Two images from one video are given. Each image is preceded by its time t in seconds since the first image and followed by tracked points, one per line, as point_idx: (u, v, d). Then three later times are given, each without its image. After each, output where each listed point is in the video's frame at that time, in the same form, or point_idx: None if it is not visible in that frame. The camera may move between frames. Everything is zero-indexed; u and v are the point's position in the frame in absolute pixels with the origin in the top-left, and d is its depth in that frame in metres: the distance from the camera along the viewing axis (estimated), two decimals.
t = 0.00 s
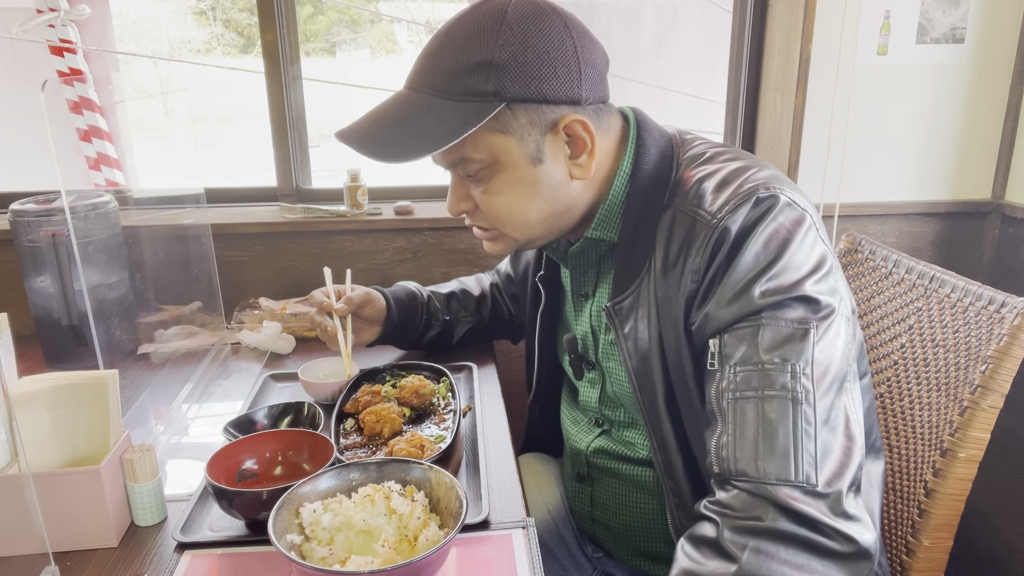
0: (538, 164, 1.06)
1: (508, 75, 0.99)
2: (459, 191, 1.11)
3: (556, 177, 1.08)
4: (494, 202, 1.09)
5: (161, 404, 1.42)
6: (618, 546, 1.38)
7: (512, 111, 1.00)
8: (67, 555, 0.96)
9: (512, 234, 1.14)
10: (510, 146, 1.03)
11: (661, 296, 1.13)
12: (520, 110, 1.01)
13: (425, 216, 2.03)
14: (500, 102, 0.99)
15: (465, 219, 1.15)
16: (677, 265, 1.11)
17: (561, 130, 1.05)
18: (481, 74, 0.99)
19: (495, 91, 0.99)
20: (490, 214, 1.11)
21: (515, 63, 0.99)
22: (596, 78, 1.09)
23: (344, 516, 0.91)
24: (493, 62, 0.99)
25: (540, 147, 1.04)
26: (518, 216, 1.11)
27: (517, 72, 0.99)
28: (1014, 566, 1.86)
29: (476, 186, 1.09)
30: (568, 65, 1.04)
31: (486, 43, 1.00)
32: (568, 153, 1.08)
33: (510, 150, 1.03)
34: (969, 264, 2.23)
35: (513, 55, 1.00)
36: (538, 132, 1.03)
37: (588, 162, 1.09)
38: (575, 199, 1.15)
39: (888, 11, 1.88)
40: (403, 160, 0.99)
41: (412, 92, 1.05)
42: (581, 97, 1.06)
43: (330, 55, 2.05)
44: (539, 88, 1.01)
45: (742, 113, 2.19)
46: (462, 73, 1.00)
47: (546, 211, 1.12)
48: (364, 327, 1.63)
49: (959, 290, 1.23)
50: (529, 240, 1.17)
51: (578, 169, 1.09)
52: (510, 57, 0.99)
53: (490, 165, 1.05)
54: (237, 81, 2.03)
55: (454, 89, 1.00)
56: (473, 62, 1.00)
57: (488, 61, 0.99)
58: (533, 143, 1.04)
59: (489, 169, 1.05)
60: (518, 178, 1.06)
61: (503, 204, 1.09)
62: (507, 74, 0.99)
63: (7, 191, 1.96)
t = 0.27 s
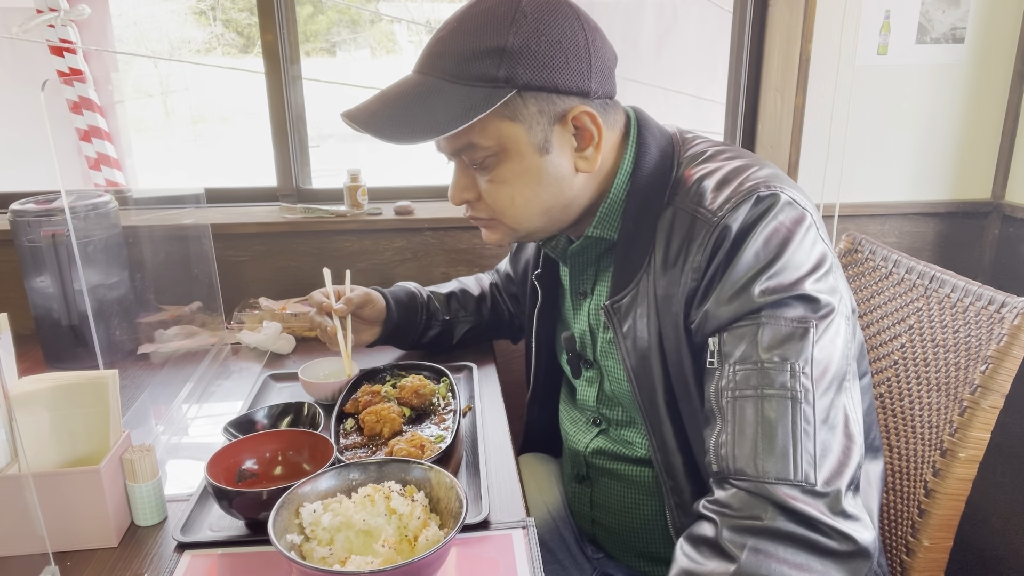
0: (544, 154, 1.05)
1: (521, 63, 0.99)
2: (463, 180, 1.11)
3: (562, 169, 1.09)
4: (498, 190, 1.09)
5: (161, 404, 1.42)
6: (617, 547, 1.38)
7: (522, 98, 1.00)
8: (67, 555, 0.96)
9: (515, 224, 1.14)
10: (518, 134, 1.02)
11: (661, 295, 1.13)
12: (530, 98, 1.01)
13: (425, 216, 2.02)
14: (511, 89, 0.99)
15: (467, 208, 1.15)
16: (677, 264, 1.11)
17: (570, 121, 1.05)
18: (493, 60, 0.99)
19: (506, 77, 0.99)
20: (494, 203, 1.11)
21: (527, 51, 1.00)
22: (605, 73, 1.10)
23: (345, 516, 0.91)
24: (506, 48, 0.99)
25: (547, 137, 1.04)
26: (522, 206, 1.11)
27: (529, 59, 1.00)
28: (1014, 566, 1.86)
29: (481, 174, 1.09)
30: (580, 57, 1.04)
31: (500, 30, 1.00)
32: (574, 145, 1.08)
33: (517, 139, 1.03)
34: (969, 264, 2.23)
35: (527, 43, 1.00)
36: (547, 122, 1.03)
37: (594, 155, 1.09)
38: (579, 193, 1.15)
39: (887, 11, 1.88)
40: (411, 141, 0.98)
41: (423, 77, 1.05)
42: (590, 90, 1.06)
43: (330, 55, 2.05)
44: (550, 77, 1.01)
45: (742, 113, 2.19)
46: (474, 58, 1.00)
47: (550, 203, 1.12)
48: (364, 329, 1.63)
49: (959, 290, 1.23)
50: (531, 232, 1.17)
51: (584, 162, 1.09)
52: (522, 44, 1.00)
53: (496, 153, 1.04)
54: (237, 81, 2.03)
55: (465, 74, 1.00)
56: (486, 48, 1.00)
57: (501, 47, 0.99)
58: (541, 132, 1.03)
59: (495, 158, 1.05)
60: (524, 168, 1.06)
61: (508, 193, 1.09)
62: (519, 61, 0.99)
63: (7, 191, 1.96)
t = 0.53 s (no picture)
0: (546, 153, 1.06)
1: (523, 61, 1.00)
2: (465, 179, 1.11)
3: (563, 168, 1.09)
4: (499, 189, 1.09)
5: (162, 404, 1.42)
6: (618, 547, 1.38)
7: (525, 97, 1.00)
8: (67, 555, 0.96)
9: (517, 224, 1.14)
10: (521, 133, 1.02)
11: (662, 295, 1.13)
12: (533, 97, 1.01)
13: (425, 216, 2.02)
14: (514, 88, 0.99)
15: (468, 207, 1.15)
16: (677, 264, 1.11)
17: (571, 121, 1.05)
18: (496, 58, 0.99)
19: (509, 76, 0.99)
20: (495, 202, 1.11)
21: (530, 49, 1.00)
22: (606, 71, 1.10)
23: (344, 516, 0.91)
24: (509, 47, 0.99)
25: (549, 136, 1.04)
26: (523, 205, 1.10)
27: (531, 58, 1.00)
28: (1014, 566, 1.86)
29: (482, 173, 1.09)
30: (582, 56, 1.05)
31: (503, 28, 1.00)
32: (575, 144, 1.08)
33: (520, 138, 1.03)
34: (969, 264, 2.23)
35: (530, 42, 1.00)
36: (549, 120, 1.03)
37: (595, 155, 1.09)
38: (580, 193, 1.15)
39: (887, 11, 1.88)
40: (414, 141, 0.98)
41: (424, 75, 1.04)
42: (592, 88, 1.06)
43: (331, 55, 2.05)
44: (552, 75, 1.01)
45: (742, 113, 2.19)
46: (477, 56, 1.00)
47: (552, 203, 1.12)
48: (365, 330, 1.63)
49: (959, 290, 1.23)
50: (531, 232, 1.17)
51: (585, 162, 1.09)
52: (525, 43, 1.00)
53: (498, 152, 1.04)
54: (237, 81, 2.04)
55: (468, 72, 1.00)
56: (488, 46, 1.00)
57: (504, 46, 0.99)
58: (543, 131, 1.04)
59: (497, 156, 1.05)
60: (525, 168, 1.06)
61: (510, 192, 1.09)
62: (522, 59, 1.00)
63: (7, 191, 1.96)
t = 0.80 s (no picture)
0: (570, 143, 1.05)
1: (547, 48, 1.00)
2: (485, 177, 1.07)
3: (585, 157, 1.09)
4: (524, 184, 1.06)
5: (162, 404, 1.42)
6: (618, 547, 1.38)
7: (551, 84, 1.00)
8: (67, 555, 0.96)
9: (539, 218, 1.11)
10: (547, 122, 1.01)
11: (663, 296, 1.13)
12: (557, 83, 1.01)
13: (425, 216, 2.02)
14: (541, 73, 0.99)
15: (485, 210, 1.11)
16: (679, 265, 1.11)
17: (591, 109, 1.07)
18: (520, 46, 1.00)
19: (535, 62, 0.99)
20: (518, 196, 1.08)
21: (552, 37, 1.01)
22: (616, 66, 1.12)
23: (344, 516, 0.91)
24: (532, 34, 1.00)
25: (572, 125, 1.05)
26: (548, 197, 1.08)
27: (555, 45, 1.01)
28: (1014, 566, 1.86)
29: (505, 170, 1.06)
30: (597, 47, 1.07)
31: (523, 18, 1.01)
32: (593, 135, 1.10)
33: (547, 127, 1.02)
34: (969, 264, 2.23)
35: (551, 30, 1.01)
36: (572, 108, 1.04)
37: (612, 143, 1.11)
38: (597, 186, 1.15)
39: (887, 11, 1.88)
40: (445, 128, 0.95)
41: (444, 67, 1.03)
42: (608, 78, 1.08)
43: (331, 55, 2.05)
44: (575, 62, 1.02)
45: (742, 113, 2.19)
46: (500, 45, 1.00)
47: (575, 194, 1.11)
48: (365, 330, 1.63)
49: (958, 290, 1.23)
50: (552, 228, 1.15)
51: (603, 152, 1.12)
52: (548, 30, 1.01)
53: (524, 144, 1.02)
54: (237, 81, 2.04)
55: (492, 61, 1.00)
56: (511, 35, 1.00)
57: (527, 34, 1.00)
58: (567, 119, 1.03)
59: (523, 147, 1.03)
60: (551, 157, 1.04)
61: (535, 187, 1.06)
62: (546, 47, 1.00)
63: (7, 191, 1.96)
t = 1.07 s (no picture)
0: (579, 139, 1.05)
1: (560, 44, 1.01)
2: (491, 172, 1.07)
3: (594, 155, 1.09)
4: (532, 179, 1.06)
5: (162, 404, 1.42)
6: (618, 547, 1.38)
7: (562, 80, 1.01)
8: (67, 555, 0.96)
9: (545, 214, 1.11)
10: (557, 118, 1.01)
11: (664, 296, 1.13)
12: (569, 80, 1.02)
13: (425, 216, 2.02)
14: (553, 69, 1.00)
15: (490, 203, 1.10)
16: (680, 265, 1.11)
17: (600, 108, 1.07)
18: (533, 41, 1.00)
19: (547, 58, 0.99)
20: (526, 192, 1.07)
21: (565, 33, 1.02)
22: (624, 65, 1.13)
23: (344, 516, 0.91)
24: (544, 30, 1.01)
25: (581, 122, 1.05)
26: (556, 194, 1.08)
27: (567, 41, 1.01)
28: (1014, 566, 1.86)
29: (511, 164, 1.05)
30: (607, 45, 1.07)
31: (537, 13, 1.02)
32: (602, 133, 1.11)
33: (557, 123, 1.02)
34: (969, 264, 2.23)
35: (565, 27, 1.02)
36: (581, 105, 1.04)
37: (620, 142, 1.12)
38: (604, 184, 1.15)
39: (887, 11, 1.88)
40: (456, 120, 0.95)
41: (455, 60, 1.03)
42: (617, 77, 1.09)
43: (331, 55, 2.05)
44: (587, 59, 1.03)
45: (741, 113, 2.19)
46: (513, 39, 1.01)
47: (583, 191, 1.11)
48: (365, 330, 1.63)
49: (958, 290, 1.23)
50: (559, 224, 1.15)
51: (610, 150, 1.12)
52: (561, 26, 1.01)
53: (533, 139, 1.02)
54: (237, 81, 2.04)
55: (504, 55, 1.00)
56: (524, 29, 1.01)
57: (540, 29, 1.00)
58: (576, 116, 1.04)
59: (532, 143, 1.02)
60: (561, 154, 1.04)
61: (543, 182, 1.06)
62: (559, 42, 1.01)
63: (7, 191, 1.96)
